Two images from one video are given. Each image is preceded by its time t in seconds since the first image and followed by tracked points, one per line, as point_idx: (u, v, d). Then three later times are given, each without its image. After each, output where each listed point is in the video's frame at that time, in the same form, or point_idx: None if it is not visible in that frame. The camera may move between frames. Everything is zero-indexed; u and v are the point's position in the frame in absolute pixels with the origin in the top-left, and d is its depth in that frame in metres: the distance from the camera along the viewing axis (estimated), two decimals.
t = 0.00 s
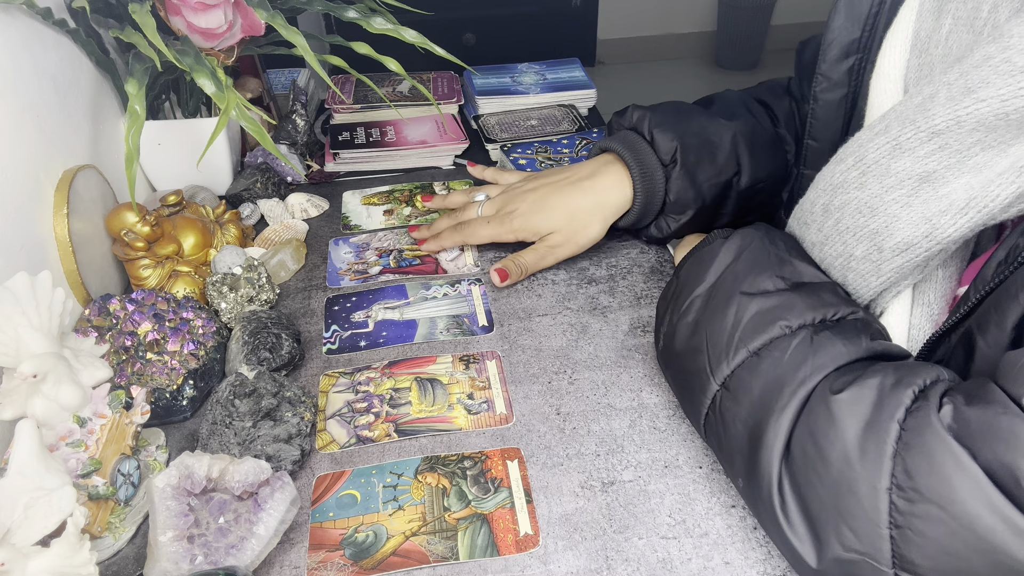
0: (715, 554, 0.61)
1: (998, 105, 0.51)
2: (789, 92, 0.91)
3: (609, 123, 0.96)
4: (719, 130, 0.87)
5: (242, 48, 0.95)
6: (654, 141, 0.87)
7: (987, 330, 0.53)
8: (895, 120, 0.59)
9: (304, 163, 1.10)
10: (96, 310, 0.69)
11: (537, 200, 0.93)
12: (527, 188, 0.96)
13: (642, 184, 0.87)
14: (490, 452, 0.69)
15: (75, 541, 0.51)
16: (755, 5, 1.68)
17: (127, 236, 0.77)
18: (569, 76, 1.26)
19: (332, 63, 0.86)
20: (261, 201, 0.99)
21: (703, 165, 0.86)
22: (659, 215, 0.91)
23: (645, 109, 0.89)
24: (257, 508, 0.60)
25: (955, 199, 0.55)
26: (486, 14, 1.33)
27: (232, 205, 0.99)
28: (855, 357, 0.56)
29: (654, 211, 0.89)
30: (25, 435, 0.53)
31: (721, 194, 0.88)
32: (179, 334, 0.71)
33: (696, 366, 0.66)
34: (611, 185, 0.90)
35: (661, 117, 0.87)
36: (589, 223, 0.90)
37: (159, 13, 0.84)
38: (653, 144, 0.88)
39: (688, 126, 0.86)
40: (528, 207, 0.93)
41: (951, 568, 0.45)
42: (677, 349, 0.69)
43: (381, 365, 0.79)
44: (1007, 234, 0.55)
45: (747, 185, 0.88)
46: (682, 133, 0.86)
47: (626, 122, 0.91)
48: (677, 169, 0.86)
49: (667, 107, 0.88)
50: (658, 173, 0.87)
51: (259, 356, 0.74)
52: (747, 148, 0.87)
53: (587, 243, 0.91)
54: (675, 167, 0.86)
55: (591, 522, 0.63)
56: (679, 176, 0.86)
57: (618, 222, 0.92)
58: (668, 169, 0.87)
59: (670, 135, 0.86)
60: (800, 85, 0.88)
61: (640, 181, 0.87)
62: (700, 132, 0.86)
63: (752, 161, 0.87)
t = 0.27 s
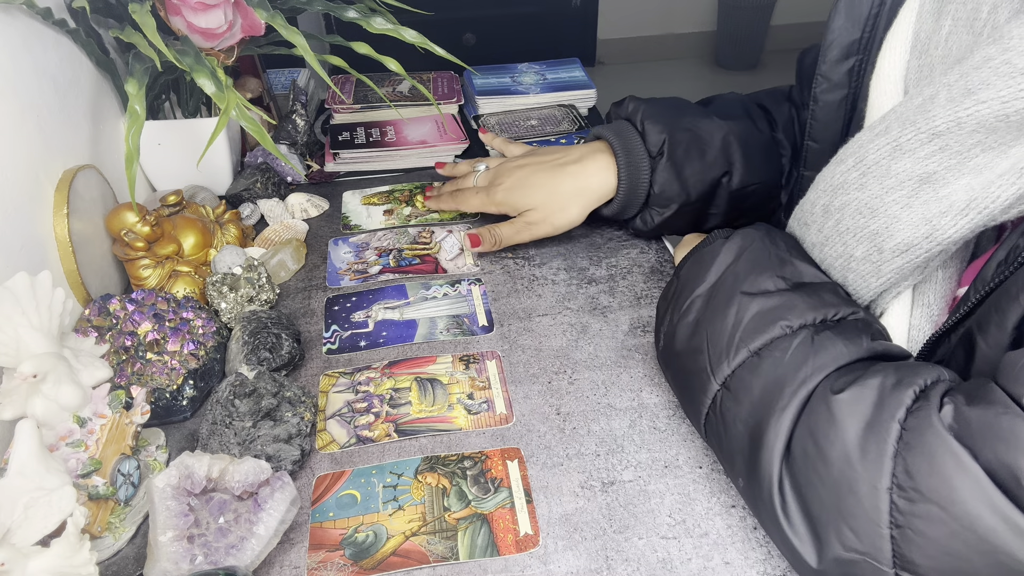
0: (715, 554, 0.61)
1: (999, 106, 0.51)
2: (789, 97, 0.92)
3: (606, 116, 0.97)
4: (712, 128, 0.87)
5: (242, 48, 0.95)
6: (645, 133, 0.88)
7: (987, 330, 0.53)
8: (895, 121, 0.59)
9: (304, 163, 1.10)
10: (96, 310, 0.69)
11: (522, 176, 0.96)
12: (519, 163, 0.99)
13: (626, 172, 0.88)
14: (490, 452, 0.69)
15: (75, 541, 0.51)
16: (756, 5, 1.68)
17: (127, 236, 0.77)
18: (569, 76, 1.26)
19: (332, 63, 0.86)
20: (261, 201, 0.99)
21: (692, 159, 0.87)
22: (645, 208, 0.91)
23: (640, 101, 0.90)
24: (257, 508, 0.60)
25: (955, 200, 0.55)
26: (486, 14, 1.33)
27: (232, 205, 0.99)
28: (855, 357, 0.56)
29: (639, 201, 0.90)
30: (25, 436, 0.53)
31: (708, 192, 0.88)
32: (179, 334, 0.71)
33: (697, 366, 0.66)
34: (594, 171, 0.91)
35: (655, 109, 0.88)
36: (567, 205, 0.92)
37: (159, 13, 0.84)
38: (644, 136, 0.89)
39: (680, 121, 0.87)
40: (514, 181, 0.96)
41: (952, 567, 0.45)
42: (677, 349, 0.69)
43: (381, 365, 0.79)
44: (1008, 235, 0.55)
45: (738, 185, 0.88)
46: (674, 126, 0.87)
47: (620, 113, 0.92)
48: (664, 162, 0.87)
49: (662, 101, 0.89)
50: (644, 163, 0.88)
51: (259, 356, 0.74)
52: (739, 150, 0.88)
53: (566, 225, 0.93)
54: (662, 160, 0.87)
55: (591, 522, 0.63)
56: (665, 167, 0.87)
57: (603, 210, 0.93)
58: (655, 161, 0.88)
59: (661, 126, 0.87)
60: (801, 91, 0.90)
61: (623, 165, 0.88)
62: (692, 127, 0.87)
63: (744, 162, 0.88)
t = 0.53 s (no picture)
0: (715, 554, 0.61)
1: (999, 107, 0.51)
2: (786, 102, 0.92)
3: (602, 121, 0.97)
4: (705, 133, 0.88)
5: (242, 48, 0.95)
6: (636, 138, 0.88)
7: (988, 330, 0.53)
8: (895, 122, 0.59)
9: (304, 163, 1.10)
10: (96, 310, 0.69)
11: (518, 181, 0.96)
12: (514, 168, 0.99)
13: (617, 178, 0.88)
14: (490, 452, 0.69)
15: (75, 541, 0.51)
16: (756, 5, 1.68)
17: (127, 236, 0.77)
18: (569, 76, 1.26)
19: (332, 63, 0.86)
20: (261, 201, 0.99)
21: (684, 163, 0.87)
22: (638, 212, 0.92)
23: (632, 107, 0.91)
24: (257, 508, 0.61)
25: (955, 201, 0.55)
26: (486, 14, 1.33)
27: (232, 205, 0.99)
28: (855, 357, 0.56)
29: (632, 206, 0.90)
30: (25, 435, 0.53)
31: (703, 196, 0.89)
32: (179, 335, 0.71)
33: (697, 366, 0.66)
34: (589, 178, 0.91)
35: (648, 114, 0.88)
36: (560, 210, 0.92)
37: (159, 14, 0.84)
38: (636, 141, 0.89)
39: (672, 127, 0.88)
40: (509, 186, 0.96)
41: (952, 567, 0.45)
42: (677, 350, 0.69)
43: (380, 365, 0.79)
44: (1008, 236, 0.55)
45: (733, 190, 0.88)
46: (666, 132, 0.87)
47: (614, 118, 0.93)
48: (655, 166, 0.87)
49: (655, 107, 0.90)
50: (635, 168, 0.88)
51: (259, 356, 0.74)
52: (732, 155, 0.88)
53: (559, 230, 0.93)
54: (653, 165, 0.87)
55: (591, 521, 0.63)
56: (657, 172, 0.87)
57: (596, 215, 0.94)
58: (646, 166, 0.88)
59: (652, 132, 0.87)
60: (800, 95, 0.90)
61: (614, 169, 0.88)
62: (684, 133, 0.87)
63: (738, 167, 0.88)
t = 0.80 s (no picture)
0: (715, 554, 0.61)
1: (1000, 106, 0.51)
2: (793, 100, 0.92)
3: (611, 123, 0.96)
4: (720, 132, 0.87)
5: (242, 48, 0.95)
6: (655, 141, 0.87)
7: (988, 330, 0.53)
8: (896, 121, 0.59)
9: (304, 164, 1.10)
10: (96, 310, 0.69)
11: (535, 184, 0.93)
12: (527, 172, 0.96)
13: (641, 181, 0.87)
14: (490, 452, 0.69)
15: (75, 541, 0.51)
16: (756, 5, 1.68)
17: (127, 236, 0.77)
18: (569, 76, 1.26)
19: (332, 63, 0.86)
20: (261, 201, 0.99)
21: (702, 165, 0.86)
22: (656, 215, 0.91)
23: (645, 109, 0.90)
24: (257, 508, 0.61)
25: (956, 201, 0.55)
26: (486, 14, 1.33)
27: (232, 205, 0.99)
28: (855, 357, 0.56)
29: (652, 209, 0.89)
30: (25, 436, 0.53)
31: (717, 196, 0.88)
32: (179, 334, 0.71)
33: (697, 366, 0.66)
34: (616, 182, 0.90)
35: (662, 116, 0.87)
36: (585, 214, 0.90)
37: (160, 14, 0.84)
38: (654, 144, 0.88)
39: (688, 127, 0.87)
40: (526, 190, 0.93)
41: (952, 568, 0.45)
42: (677, 349, 0.69)
43: (381, 365, 0.79)
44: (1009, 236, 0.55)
45: (747, 189, 0.88)
46: (683, 133, 0.86)
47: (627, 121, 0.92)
48: (677, 169, 0.86)
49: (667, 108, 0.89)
50: (658, 171, 0.87)
51: (259, 356, 0.74)
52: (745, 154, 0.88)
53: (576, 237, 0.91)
54: (675, 167, 0.86)
55: (591, 522, 0.63)
56: (677, 174, 0.86)
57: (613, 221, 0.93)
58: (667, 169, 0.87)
59: (671, 134, 0.86)
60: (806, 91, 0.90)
61: (637, 175, 0.87)
62: (700, 133, 0.87)
63: (751, 165, 0.88)
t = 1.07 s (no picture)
0: (715, 554, 0.61)
1: (1001, 106, 0.51)
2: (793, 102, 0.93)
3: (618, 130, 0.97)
4: (727, 135, 0.87)
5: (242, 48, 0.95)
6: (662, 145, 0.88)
7: (988, 330, 0.53)
8: (897, 122, 0.59)
9: (304, 164, 1.10)
10: (96, 310, 0.69)
11: (542, 192, 0.93)
12: (534, 179, 0.96)
13: (648, 186, 0.87)
14: (490, 452, 0.69)
15: (75, 541, 0.51)
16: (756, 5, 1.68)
17: (127, 236, 0.77)
18: (569, 76, 1.26)
19: (332, 63, 0.86)
20: (261, 201, 0.99)
21: (709, 168, 0.86)
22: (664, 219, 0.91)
23: (651, 114, 0.90)
24: (257, 508, 0.61)
25: (956, 201, 0.55)
26: (486, 14, 1.33)
27: (232, 205, 0.99)
28: (855, 357, 0.56)
29: (660, 213, 0.89)
30: (25, 436, 0.53)
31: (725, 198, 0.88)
32: (179, 335, 0.71)
33: (697, 366, 0.66)
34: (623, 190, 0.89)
35: (669, 120, 0.88)
36: (592, 222, 0.90)
37: (160, 14, 0.84)
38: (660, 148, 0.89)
39: (695, 131, 0.87)
40: (533, 199, 0.92)
41: (953, 568, 0.45)
42: (677, 349, 0.69)
43: (381, 365, 0.79)
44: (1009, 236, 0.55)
45: (753, 191, 0.88)
46: (689, 136, 0.87)
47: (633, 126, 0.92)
48: (684, 173, 0.86)
49: (673, 112, 0.90)
50: (665, 175, 0.87)
51: (259, 356, 0.74)
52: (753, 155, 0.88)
53: (582, 244, 0.91)
54: (682, 171, 0.86)
55: (591, 521, 0.63)
56: (684, 177, 0.86)
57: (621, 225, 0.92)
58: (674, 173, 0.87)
59: (678, 139, 0.87)
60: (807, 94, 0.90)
61: (645, 181, 0.87)
62: (707, 136, 0.87)
63: (758, 168, 0.88)
